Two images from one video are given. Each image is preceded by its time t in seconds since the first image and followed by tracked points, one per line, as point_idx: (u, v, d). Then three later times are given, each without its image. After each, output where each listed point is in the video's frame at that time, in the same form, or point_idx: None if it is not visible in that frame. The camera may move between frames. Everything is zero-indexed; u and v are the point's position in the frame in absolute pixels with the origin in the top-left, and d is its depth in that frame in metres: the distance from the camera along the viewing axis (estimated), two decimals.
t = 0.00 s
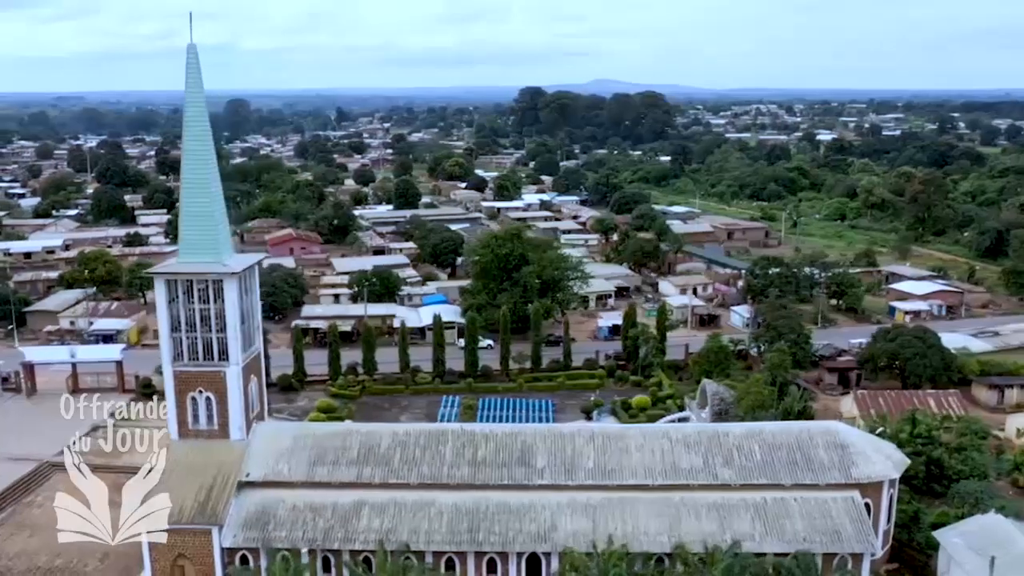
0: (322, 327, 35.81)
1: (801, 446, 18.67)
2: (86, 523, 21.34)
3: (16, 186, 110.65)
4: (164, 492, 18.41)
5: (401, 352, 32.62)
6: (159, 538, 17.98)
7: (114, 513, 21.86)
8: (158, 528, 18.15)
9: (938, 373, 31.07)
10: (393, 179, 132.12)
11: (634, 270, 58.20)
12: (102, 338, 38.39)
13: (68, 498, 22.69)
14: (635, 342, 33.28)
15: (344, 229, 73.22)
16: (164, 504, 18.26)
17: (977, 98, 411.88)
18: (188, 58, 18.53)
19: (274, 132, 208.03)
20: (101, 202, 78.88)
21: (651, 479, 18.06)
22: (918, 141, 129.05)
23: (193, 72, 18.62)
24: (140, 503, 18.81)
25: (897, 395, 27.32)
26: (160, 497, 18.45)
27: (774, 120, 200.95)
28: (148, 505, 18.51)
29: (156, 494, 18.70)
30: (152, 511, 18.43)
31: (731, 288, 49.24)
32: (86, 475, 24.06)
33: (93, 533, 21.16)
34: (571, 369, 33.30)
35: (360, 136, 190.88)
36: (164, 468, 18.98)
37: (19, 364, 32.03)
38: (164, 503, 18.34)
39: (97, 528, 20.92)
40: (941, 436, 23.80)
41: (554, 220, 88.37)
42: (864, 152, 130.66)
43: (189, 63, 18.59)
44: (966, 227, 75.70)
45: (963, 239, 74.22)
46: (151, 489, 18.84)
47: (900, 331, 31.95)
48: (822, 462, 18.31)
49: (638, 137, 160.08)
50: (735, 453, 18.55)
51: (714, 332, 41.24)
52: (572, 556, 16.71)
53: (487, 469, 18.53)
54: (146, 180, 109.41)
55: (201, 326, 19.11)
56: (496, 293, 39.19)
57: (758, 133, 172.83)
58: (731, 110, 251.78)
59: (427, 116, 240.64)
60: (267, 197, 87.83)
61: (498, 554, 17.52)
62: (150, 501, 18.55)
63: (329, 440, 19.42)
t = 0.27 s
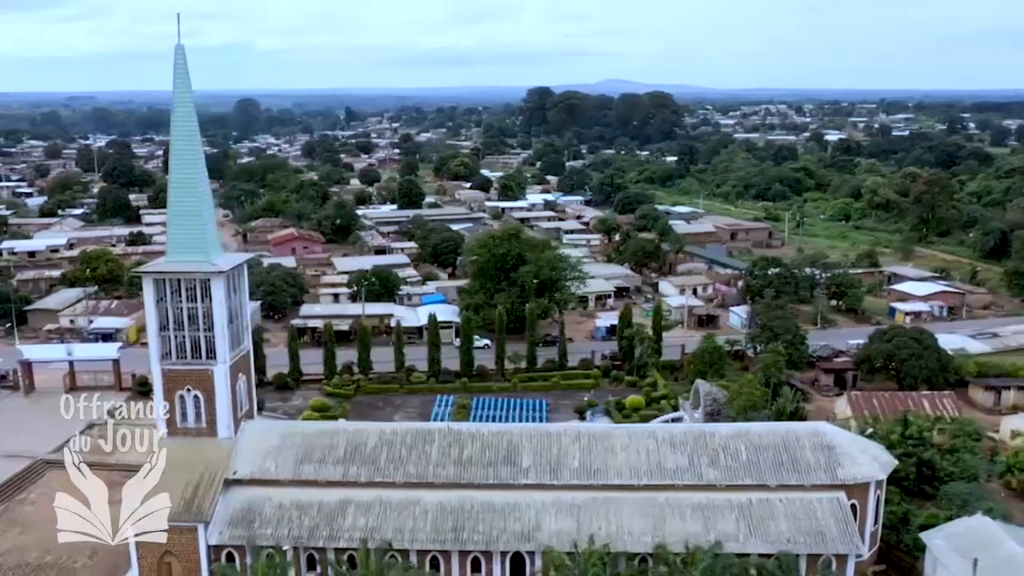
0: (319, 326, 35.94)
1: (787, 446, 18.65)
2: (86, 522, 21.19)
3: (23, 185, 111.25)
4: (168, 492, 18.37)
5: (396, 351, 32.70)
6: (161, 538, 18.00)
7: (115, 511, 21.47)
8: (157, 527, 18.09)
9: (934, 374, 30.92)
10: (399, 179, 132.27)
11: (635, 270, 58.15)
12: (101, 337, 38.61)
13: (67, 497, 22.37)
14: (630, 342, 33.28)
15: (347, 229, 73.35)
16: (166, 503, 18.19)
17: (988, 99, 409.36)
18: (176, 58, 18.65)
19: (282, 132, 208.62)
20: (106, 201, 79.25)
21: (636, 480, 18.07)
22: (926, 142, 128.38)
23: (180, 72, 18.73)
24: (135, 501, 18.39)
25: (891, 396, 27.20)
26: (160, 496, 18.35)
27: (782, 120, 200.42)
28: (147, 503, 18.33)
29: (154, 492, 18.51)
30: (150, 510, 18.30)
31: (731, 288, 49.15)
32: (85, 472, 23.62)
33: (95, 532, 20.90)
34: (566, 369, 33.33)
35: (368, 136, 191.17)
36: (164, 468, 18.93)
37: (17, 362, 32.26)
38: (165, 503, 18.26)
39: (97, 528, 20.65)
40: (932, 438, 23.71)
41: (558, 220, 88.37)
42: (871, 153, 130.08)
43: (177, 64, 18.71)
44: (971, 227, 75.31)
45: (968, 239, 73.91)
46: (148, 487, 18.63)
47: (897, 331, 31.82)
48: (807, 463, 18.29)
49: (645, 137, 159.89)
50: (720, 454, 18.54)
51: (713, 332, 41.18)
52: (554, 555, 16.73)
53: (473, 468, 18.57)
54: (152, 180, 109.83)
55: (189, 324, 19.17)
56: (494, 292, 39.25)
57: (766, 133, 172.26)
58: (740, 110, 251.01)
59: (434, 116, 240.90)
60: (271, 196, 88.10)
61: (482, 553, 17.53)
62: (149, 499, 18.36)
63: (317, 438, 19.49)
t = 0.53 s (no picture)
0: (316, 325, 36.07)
1: (774, 447, 18.61)
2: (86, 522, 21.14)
3: (33, 184, 111.96)
4: (168, 492, 18.30)
5: (392, 350, 32.75)
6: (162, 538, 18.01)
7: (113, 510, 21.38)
8: (158, 528, 18.08)
9: (931, 376, 30.75)
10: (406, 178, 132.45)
11: (637, 270, 58.08)
12: (101, 335, 38.82)
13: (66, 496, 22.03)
14: (626, 342, 33.25)
15: (351, 228, 73.47)
16: (167, 503, 18.12)
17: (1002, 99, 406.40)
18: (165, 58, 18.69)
19: (291, 131, 209.24)
20: (112, 200, 79.68)
21: (620, 480, 18.08)
22: (936, 142, 127.61)
23: (170, 71, 18.78)
24: (133, 501, 18.14)
25: (886, 397, 27.07)
26: (160, 496, 18.24)
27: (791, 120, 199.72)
28: (146, 502, 18.19)
29: (152, 492, 18.36)
30: (150, 510, 18.17)
31: (732, 288, 49.03)
32: (87, 473, 23.16)
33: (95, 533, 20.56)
34: (562, 369, 33.34)
35: (377, 136, 191.41)
36: (164, 468, 18.87)
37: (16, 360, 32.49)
38: (165, 503, 18.17)
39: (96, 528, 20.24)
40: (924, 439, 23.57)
41: (563, 220, 88.31)
42: (880, 153, 129.38)
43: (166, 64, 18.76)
44: (978, 228, 74.85)
45: (975, 240, 73.47)
46: (147, 486, 18.47)
47: (894, 333, 31.68)
48: (793, 464, 18.25)
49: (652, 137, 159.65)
50: (706, 453, 18.52)
51: (712, 332, 41.07)
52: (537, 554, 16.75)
53: (459, 467, 18.61)
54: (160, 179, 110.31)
55: (177, 323, 19.24)
56: (492, 292, 39.31)
57: (775, 133, 171.58)
58: (751, 111, 250.08)
59: (443, 116, 241.16)
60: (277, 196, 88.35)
61: (465, 552, 17.57)
62: (148, 499, 18.21)
63: (305, 436, 19.56)
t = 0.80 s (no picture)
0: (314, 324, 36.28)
1: (761, 447, 18.58)
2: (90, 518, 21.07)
3: (42, 184, 112.69)
4: (168, 492, 18.20)
5: (388, 350, 32.82)
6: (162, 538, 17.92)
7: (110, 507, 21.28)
8: (157, 527, 18.00)
9: (928, 377, 30.61)
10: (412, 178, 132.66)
11: (639, 271, 58.00)
12: (102, 334, 39.04)
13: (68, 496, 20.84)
14: (622, 343, 33.23)
15: (354, 228, 73.64)
16: (167, 503, 18.03)
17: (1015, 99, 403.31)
18: (155, 58, 18.83)
19: (300, 131, 209.99)
20: (118, 199, 80.14)
21: (607, 479, 18.08)
22: (945, 143, 126.87)
23: (159, 72, 18.92)
24: (133, 501, 18.01)
25: (881, 398, 26.93)
26: (160, 496, 18.13)
27: (801, 121, 199.03)
28: (146, 502, 18.07)
29: (152, 492, 18.24)
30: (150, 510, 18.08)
31: (733, 289, 48.93)
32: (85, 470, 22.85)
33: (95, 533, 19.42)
34: (558, 368, 33.35)
35: (386, 136, 191.91)
36: (163, 469, 18.79)
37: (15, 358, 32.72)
38: (165, 503, 18.07)
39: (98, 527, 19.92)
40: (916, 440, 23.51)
41: (568, 220, 88.28)
42: (888, 154, 128.71)
43: (155, 64, 18.90)
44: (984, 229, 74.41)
45: (981, 241, 73.05)
46: (147, 486, 18.37)
47: (891, 334, 31.54)
48: (780, 464, 18.21)
49: (660, 137, 159.45)
50: (693, 454, 18.51)
51: (711, 333, 40.98)
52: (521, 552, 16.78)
53: (446, 466, 18.65)
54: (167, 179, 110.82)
55: (166, 322, 19.37)
56: (490, 292, 39.37)
57: (783, 133, 171.00)
58: (762, 111, 249.36)
59: (452, 116, 241.46)
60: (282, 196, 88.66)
61: (451, 551, 17.61)
62: (149, 499, 18.10)
63: (294, 435, 19.63)
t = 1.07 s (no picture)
0: (311, 323, 36.40)
1: (748, 447, 18.54)
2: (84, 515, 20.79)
3: (50, 183, 113.39)
4: (168, 493, 18.34)
5: (384, 350, 32.90)
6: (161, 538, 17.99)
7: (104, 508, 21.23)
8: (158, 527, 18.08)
9: (925, 378, 30.47)
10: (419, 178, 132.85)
11: (641, 271, 57.94)
12: (102, 332, 39.26)
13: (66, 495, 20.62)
14: (619, 342, 33.23)
15: (358, 228, 73.81)
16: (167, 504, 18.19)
17: None
18: (144, 59, 18.96)
19: (310, 131, 210.60)
20: (124, 199, 80.53)
21: (592, 479, 18.10)
22: (955, 144, 126.08)
23: (149, 73, 19.05)
24: (133, 502, 18.15)
25: (876, 399, 26.77)
26: (161, 497, 18.28)
27: (810, 121, 198.16)
28: (147, 503, 18.21)
29: (152, 493, 18.38)
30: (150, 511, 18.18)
31: (735, 289, 48.82)
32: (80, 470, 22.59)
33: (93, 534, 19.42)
34: (555, 368, 33.37)
35: (394, 136, 192.23)
36: (163, 469, 18.95)
37: (15, 356, 32.96)
38: (165, 503, 18.22)
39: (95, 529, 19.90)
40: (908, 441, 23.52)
41: (572, 220, 88.22)
42: (897, 154, 127.99)
43: (145, 65, 19.02)
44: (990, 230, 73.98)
45: (987, 242, 72.66)
46: (147, 487, 18.52)
47: (889, 335, 31.36)
48: (767, 465, 18.17)
49: (667, 137, 159.18)
50: (679, 454, 18.49)
51: (711, 333, 40.90)
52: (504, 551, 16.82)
53: (432, 465, 18.71)
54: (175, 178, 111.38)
55: (157, 320, 19.46)
56: (488, 292, 39.39)
57: (793, 134, 170.32)
58: (772, 111, 248.36)
59: (461, 116, 241.62)
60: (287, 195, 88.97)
61: (436, 549, 17.67)
62: (149, 499, 18.28)
63: (282, 433, 19.71)
